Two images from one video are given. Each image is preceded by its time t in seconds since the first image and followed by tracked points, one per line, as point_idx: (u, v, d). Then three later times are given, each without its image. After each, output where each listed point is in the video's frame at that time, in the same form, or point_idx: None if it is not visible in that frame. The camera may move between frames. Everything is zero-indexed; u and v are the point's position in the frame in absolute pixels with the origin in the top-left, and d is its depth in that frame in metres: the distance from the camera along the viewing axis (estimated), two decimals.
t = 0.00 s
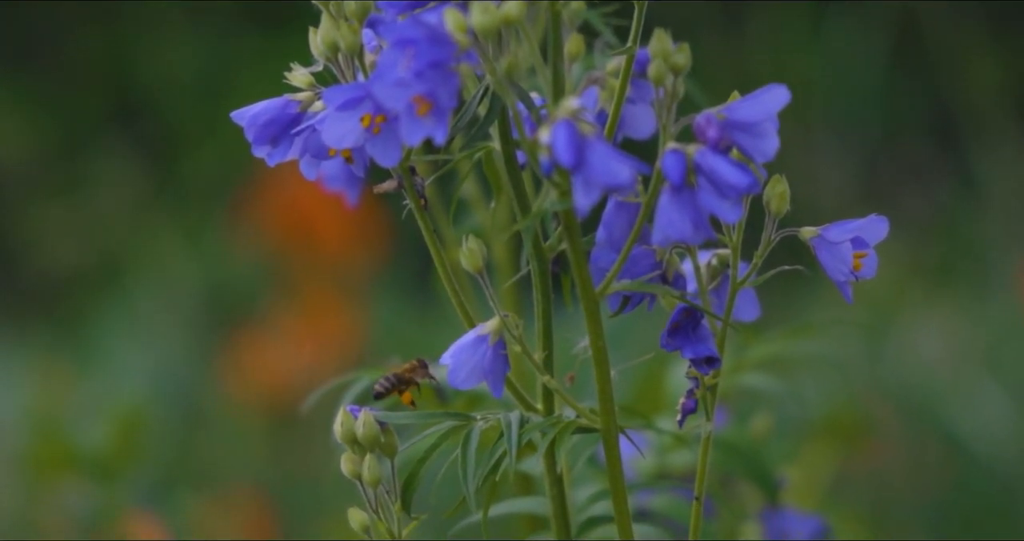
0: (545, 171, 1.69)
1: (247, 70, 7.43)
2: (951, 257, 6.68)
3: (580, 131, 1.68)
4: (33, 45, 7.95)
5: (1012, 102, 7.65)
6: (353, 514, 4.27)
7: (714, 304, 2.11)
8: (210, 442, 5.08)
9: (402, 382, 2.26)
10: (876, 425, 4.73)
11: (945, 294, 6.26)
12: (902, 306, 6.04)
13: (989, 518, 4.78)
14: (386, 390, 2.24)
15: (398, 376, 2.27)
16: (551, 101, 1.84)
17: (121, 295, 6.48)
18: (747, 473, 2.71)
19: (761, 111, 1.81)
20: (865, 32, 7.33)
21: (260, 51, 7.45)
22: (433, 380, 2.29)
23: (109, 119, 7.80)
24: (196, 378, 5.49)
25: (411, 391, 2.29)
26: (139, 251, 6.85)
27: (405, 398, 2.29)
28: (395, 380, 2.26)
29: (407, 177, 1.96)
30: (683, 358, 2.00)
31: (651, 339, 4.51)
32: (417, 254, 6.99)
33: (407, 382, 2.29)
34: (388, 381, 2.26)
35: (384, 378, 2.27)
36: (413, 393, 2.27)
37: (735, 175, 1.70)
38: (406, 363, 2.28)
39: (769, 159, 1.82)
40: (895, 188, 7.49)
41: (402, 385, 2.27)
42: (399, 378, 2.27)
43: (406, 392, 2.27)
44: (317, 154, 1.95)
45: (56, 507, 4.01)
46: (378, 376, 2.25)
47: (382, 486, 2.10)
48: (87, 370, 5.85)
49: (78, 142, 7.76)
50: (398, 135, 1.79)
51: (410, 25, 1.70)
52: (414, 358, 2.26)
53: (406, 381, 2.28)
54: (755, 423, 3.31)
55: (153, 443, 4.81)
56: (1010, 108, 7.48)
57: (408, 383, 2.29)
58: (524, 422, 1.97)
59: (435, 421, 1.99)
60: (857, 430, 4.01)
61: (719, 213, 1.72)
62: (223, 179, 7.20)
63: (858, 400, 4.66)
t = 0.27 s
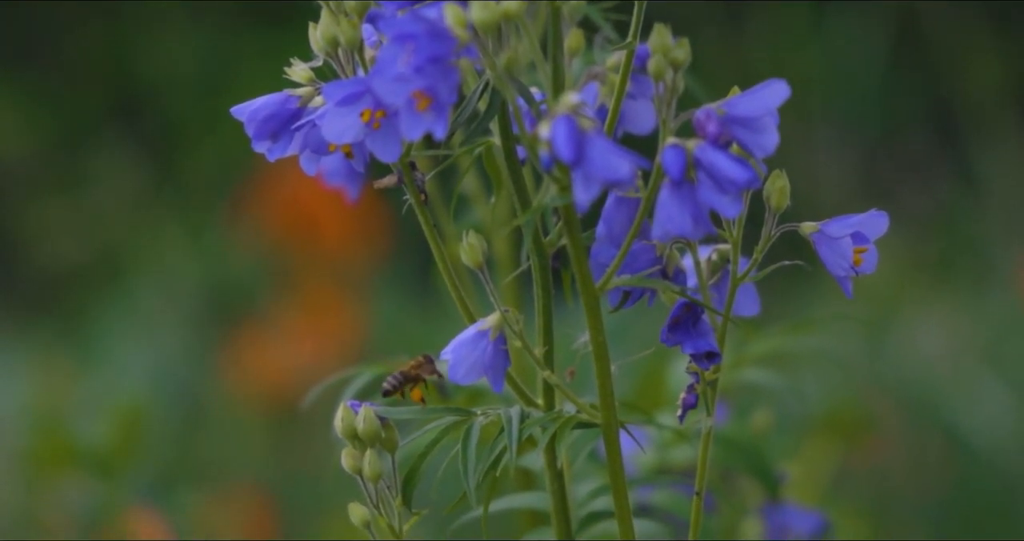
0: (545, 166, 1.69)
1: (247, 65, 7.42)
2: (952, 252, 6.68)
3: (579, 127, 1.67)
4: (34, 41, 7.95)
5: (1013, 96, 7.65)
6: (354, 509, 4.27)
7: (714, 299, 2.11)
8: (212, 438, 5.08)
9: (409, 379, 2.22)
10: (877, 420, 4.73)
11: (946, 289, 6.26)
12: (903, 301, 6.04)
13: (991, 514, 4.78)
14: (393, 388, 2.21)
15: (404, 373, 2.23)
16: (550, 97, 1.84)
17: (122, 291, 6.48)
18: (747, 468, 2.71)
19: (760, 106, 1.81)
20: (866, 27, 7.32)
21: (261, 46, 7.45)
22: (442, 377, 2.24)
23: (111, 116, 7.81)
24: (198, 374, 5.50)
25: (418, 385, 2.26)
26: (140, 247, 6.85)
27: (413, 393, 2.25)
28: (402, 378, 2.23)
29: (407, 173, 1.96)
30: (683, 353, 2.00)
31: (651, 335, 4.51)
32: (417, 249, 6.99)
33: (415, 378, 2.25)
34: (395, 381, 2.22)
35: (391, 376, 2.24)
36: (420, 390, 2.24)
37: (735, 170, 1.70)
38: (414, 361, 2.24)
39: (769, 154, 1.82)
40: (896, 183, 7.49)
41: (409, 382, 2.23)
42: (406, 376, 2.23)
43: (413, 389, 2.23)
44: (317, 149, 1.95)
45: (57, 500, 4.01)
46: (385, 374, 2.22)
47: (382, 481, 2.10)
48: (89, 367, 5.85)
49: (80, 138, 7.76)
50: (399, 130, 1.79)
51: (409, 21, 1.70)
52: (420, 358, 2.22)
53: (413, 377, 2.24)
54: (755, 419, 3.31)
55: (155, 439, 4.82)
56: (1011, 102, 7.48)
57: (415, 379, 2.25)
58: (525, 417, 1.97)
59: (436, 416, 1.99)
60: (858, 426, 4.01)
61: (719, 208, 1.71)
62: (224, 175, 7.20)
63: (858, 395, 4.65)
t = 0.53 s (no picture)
0: (546, 162, 1.69)
1: (249, 60, 7.42)
2: (954, 248, 6.68)
3: (580, 122, 1.67)
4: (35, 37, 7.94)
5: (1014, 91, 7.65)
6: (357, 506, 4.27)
7: (715, 295, 2.11)
8: (215, 434, 5.08)
9: (413, 363, 2.14)
10: (878, 416, 4.73)
11: (948, 285, 6.26)
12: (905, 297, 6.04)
13: (993, 510, 4.79)
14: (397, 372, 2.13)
15: (409, 355, 2.14)
16: (551, 92, 1.84)
17: (123, 288, 6.48)
18: (749, 464, 2.71)
19: (761, 102, 1.81)
20: (868, 23, 7.32)
21: (263, 42, 7.45)
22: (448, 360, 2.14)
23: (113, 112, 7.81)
24: (200, 371, 5.50)
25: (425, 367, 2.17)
26: (142, 244, 6.85)
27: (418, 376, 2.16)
28: (406, 361, 2.14)
29: (408, 169, 1.96)
30: (685, 349, 1.99)
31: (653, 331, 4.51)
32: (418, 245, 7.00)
33: (421, 359, 2.15)
34: (398, 363, 2.14)
35: (396, 358, 2.15)
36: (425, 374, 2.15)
37: (736, 166, 1.70)
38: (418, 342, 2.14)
39: (769, 150, 1.82)
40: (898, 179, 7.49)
41: (414, 365, 2.14)
42: (411, 358, 2.14)
43: (418, 372, 2.15)
44: (318, 145, 1.94)
45: (58, 493, 4.03)
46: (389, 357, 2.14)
47: (383, 477, 2.10)
48: (90, 363, 5.85)
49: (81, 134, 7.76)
50: (399, 126, 1.79)
51: (409, 16, 1.70)
52: (425, 345, 2.13)
53: (418, 360, 2.15)
54: (757, 415, 3.31)
55: (158, 436, 4.82)
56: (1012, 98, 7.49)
57: (420, 362, 2.15)
58: (526, 413, 1.96)
59: (436, 412, 1.99)
60: (858, 422, 4.01)
61: (719, 204, 1.71)
62: (225, 171, 7.20)
63: (859, 391, 4.65)
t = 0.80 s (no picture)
0: (546, 158, 1.69)
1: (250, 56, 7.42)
2: (955, 245, 6.69)
3: (580, 119, 1.67)
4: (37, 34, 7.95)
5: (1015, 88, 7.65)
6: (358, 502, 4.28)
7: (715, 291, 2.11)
8: (215, 430, 5.08)
9: (414, 347, 2.13)
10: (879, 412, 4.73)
11: (949, 282, 6.26)
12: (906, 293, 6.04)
13: (993, 507, 4.79)
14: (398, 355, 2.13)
15: (410, 340, 2.14)
16: (551, 89, 1.84)
17: (125, 284, 6.48)
18: (749, 460, 2.71)
19: (761, 99, 1.80)
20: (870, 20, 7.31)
21: (264, 37, 7.44)
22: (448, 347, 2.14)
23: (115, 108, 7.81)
24: (201, 367, 5.51)
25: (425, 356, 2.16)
26: (144, 241, 6.86)
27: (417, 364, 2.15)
28: (406, 345, 2.14)
29: (408, 165, 1.96)
30: (684, 345, 1.99)
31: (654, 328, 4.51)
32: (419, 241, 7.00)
33: (420, 346, 2.15)
34: (398, 347, 2.13)
35: (396, 343, 2.15)
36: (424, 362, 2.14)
37: (735, 162, 1.70)
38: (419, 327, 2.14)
39: (769, 146, 1.82)
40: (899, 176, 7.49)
41: (414, 350, 2.14)
42: (412, 343, 2.14)
43: (417, 360, 2.14)
44: (318, 142, 1.94)
45: (59, 490, 4.04)
46: (390, 341, 2.14)
47: (383, 473, 2.10)
48: (92, 360, 5.86)
49: (83, 131, 7.77)
50: (399, 122, 1.79)
51: (409, 13, 1.70)
52: (426, 332, 2.12)
53: (418, 346, 2.14)
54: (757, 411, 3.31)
55: (158, 432, 4.82)
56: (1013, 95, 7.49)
57: (419, 351, 2.15)
58: (526, 409, 1.97)
59: (436, 407, 1.99)
60: (859, 418, 4.01)
61: (719, 201, 1.71)
62: (227, 167, 7.21)
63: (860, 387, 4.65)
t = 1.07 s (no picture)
0: (545, 154, 1.69)
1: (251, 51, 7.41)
2: (956, 242, 6.69)
3: (579, 114, 1.67)
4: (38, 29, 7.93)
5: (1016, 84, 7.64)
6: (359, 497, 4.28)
7: (714, 286, 2.11)
8: (215, 426, 5.08)
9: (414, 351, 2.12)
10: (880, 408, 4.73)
11: (951, 279, 6.26)
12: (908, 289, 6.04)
13: (994, 503, 4.79)
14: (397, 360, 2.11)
15: (412, 342, 2.13)
16: (550, 84, 1.84)
17: (126, 280, 6.48)
18: (749, 457, 2.71)
19: (761, 94, 1.81)
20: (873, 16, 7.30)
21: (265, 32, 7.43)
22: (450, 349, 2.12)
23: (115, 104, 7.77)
24: (202, 364, 5.50)
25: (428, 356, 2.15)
26: (145, 237, 6.85)
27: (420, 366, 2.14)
28: (407, 348, 2.12)
29: (407, 160, 1.96)
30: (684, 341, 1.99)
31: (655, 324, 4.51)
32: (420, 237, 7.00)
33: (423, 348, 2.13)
34: (399, 351, 2.12)
35: (398, 346, 2.13)
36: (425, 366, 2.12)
37: (734, 158, 1.70)
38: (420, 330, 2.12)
39: (769, 142, 1.82)
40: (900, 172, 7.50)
41: (415, 353, 2.12)
42: (413, 345, 2.12)
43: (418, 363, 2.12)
44: (318, 138, 1.94)
45: (60, 487, 4.05)
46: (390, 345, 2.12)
47: (383, 469, 2.10)
48: (92, 356, 5.86)
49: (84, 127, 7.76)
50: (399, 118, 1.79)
51: (409, 8, 1.70)
52: (427, 334, 2.10)
53: (420, 348, 2.13)
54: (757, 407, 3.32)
55: (159, 428, 4.82)
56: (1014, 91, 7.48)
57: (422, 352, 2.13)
58: (525, 405, 1.97)
59: (436, 404, 1.99)
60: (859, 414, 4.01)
61: (719, 196, 1.71)
62: (228, 164, 7.21)
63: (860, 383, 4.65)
